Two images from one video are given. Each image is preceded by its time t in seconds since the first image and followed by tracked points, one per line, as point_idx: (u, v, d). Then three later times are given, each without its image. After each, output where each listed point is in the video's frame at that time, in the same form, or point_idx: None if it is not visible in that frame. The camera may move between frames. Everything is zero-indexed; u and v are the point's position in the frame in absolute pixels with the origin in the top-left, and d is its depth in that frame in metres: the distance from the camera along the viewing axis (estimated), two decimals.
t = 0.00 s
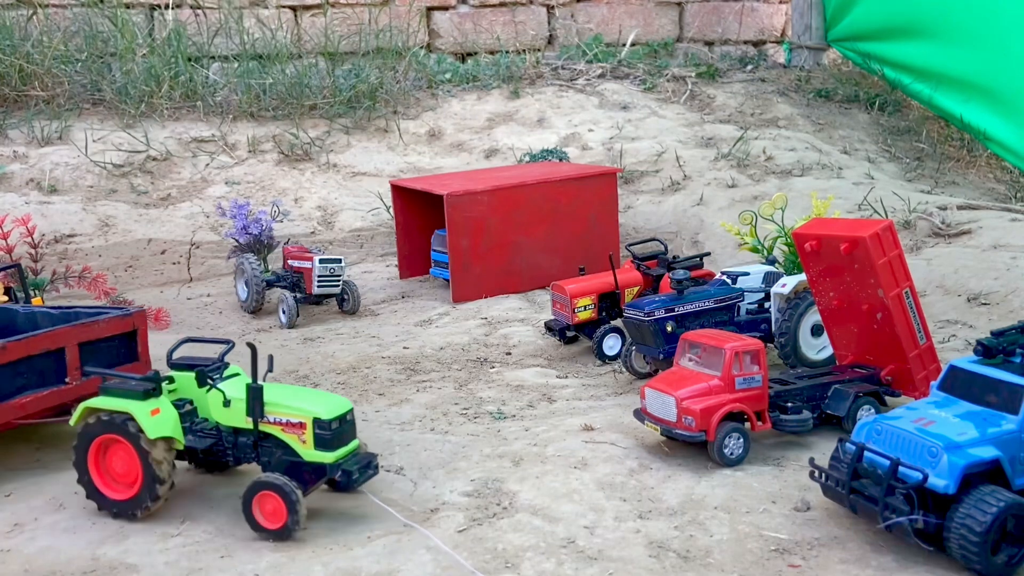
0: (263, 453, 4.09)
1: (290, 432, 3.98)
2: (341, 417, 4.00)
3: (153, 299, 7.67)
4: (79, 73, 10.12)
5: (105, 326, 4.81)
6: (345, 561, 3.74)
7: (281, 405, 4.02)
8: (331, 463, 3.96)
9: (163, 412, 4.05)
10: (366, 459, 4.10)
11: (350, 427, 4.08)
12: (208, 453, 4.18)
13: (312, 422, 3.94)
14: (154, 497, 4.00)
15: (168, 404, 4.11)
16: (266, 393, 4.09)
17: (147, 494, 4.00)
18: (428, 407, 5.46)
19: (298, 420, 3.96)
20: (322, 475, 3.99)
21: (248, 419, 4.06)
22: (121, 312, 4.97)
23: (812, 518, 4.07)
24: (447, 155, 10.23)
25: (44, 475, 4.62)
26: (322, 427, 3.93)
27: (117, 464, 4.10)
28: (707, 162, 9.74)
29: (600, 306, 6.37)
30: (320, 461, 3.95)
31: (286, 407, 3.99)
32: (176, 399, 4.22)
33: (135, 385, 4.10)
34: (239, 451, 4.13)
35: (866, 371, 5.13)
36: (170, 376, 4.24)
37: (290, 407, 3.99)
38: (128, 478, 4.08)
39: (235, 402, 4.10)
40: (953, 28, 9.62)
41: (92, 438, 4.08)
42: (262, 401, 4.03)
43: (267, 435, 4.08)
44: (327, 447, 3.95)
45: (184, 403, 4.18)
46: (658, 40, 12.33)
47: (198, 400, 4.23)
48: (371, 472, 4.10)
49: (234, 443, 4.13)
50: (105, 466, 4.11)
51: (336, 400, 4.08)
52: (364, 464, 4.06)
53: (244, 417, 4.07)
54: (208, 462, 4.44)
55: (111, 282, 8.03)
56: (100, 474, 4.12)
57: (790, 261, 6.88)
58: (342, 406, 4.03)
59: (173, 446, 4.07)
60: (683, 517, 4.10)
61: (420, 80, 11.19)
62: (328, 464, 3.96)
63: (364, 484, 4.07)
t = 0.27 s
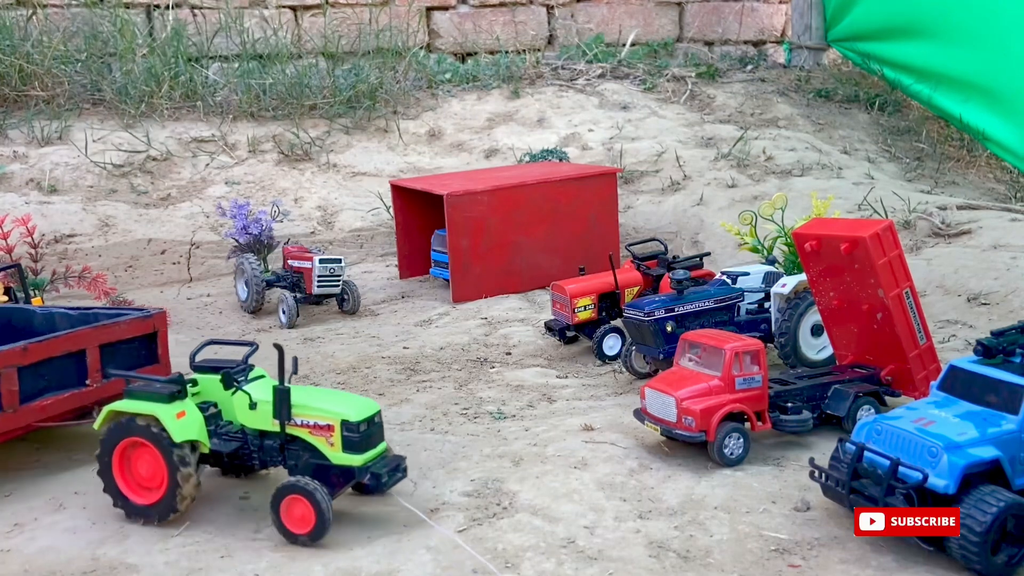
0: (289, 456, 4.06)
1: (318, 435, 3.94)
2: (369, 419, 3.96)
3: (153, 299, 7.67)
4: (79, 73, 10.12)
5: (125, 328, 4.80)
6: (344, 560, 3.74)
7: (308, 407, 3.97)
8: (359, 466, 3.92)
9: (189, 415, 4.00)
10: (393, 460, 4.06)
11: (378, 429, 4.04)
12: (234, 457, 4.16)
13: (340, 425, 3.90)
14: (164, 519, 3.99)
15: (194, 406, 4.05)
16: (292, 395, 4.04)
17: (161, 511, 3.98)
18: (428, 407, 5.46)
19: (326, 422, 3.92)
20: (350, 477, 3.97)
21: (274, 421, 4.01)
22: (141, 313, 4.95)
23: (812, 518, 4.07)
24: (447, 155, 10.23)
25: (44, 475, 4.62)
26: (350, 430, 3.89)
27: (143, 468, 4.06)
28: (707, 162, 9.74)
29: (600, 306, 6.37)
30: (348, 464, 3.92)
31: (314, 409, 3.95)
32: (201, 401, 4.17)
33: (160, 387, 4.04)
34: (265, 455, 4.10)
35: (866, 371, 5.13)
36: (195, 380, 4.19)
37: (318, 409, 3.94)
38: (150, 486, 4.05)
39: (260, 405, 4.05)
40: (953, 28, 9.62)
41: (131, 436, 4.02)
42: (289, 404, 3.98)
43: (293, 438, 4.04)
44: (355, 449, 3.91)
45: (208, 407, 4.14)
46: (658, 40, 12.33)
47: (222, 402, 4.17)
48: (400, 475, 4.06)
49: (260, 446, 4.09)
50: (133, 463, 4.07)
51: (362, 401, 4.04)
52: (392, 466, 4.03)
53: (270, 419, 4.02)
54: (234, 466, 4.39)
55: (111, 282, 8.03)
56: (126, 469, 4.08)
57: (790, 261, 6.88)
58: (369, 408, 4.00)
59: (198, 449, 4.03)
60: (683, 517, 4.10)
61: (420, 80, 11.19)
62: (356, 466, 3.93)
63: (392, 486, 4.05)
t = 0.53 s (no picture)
0: (313, 460, 3.99)
1: (344, 438, 3.87)
2: (396, 422, 3.87)
3: (153, 299, 7.66)
4: (79, 73, 10.12)
5: (146, 331, 4.77)
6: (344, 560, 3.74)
7: (334, 409, 3.89)
8: (386, 469, 3.84)
9: (213, 419, 3.93)
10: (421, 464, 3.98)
11: (405, 432, 3.96)
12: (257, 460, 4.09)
13: (367, 427, 3.82)
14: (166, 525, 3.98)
15: (217, 410, 3.99)
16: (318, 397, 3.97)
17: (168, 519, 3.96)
18: (427, 407, 5.46)
19: (353, 425, 3.84)
20: (377, 481, 3.89)
21: (299, 424, 3.94)
22: (162, 316, 4.93)
23: (812, 518, 4.07)
24: (447, 155, 10.23)
25: (44, 475, 4.62)
26: (376, 433, 3.81)
27: (167, 470, 3.98)
28: (707, 162, 9.74)
29: (600, 306, 6.37)
30: (375, 467, 3.84)
31: (339, 411, 3.88)
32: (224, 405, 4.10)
33: (183, 391, 3.97)
34: (289, 458, 4.03)
35: (867, 371, 5.13)
36: (217, 383, 4.13)
37: (344, 411, 3.87)
38: (168, 488, 4.00)
39: (285, 407, 3.97)
40: (953, 28, 9.62)
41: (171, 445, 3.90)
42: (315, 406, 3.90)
43: (319, 441, 3.96)
44: (382, 453, 3.83)
45: (232, 410, 4.07)
46: (658, 39, 12.33)
47: (246, 405, 4.10)
48: (427, 478, 3.97)
49: (284, 449, 4.02)
50: (159, 459, 3.98)
51: (389, 403, 3.96)
52: (419, 469, 3.95)
53: (295, 422, 3.94)
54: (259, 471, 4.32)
55: (111, 282, 8.03)
56: (150, 462, 4.00)
57: (790, 261, 6.88)
58: (396, 409, 3.91)
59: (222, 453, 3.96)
60: (683, 517, 4.10)
61: (420, 80, 11.18)
62: (383, 470, 3.85)
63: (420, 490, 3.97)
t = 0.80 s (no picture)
0: (338, 464, 3.92)
1: (369, 442, 3.82)
2: (421, 425, 3.82)
3: (153, 299, 7.66)
4: (79, 73, 10.12)
5: (168, 333, 4.73)
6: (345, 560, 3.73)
7: (359, 413, 3.85)
8: (411, 474, 3.78)
9: (236, 423, 3.86)
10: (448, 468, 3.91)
11: (431, 436, 3.90)
12: (281, 465, 4.03)
13: (392, 431, 3.77)
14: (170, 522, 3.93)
15: (240, 414, 3.92)
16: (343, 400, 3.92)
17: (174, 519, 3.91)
18: (427, 407, 5.46)
19: (378, 429, 3.79)
20: (403, 486, 3.82)
21: (324, 429, 3.90)
22: (183, 319, 4.89)
23: (812, 518, 4.07)
24: (447, 155, 10.23)
25: (45, 475, 4.62)
26: (401, 437, 3.76)
27: (191, 475, 3.90)
28: (707, 162, 9.74)
29: (600, 306, 6.37)
30: (401, 472, 3.78)
31: (364, 416, 3.83)
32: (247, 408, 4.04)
33: (206, 395, 3.90)
34: (314, 462, 3.97)
35: (867, 371, 5.13)
36: (240, 386, 4.06)
37: (368, 415, 3.82)
38: (186, 490, 3.93)
39: (309, 411, 3.94)
40: (953, 28, 9.62)
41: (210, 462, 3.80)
42: (339, 411, 3.86)
43: (343, 446, 3.91)
44: (408, 457, 3.77)
45: (255, 413, 4.01)
46: (658, 40, 12.33)
47: (269, 408, 4.04)
48: (454, 483, 3.91)
49: (309, 453, 3.97)
50: (187, 460, 3.89)
51: (415, 407, 3.91)
52: (446, 474, 3.87)
53: (320, 428, 3.91)
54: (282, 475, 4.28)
55: (110, 282, 8.02)
56: (179, 460, 3.91)
57: (790, 261, 6.88)
58: (422, 414, 3.86)
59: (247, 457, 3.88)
60: (683, 517, 4.10)
61: (420, 80, 11.18)
62: (409, 475, 3.78)
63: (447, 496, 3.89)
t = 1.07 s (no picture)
0: (368, 470, 3.84)
1: (399, 446, 3.73)
2: (451, 428, 3.75)
3: (153, 299, 7.65)
4: (79, 73, 10.11)
5: (191, 337, 4.66)
6: (345, 560, 3.74)
7: (388, 417, 3.77)
8: (443, 478, 3.70)
9: (263, 429, 3.82)
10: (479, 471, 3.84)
11: (462, 438, 3.83)
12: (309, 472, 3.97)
13: (423, 434, 3.69)
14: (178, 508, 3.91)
15: (266, 420, 3.87)
16: (370, 404, 3.85)
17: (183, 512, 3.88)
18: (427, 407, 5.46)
19: (408, 432, 3.71)
20: (435, 490, 3.74)
21: (352, 433, 3.83)
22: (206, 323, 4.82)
23: (812, 518, 4.07)
24: (447, 155, 10.22)
25: (45, 475, 4.62)
26: (432, 440, 3.68)
27: (219, 485, 3.85)
28: (707, 162, 9.74)
29: (600, 306, 6.37)
30: (432, 477, 3.70)
31: (393, 419, 3.75)
32: (272, 414, 4.01)
33: (231, 402, 3.85)
34: (343, 468, 3.90)
35: (867, 370, 5.13)
36: (264, 393, 4.02)
37: (398, 418, 3.74)
38: (207, 493, 3.88)
39: (337, 416, 3.86)
40: (953, 28, 9.62)
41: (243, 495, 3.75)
42: (368, 415, 3.78)
43: (372, 450, 3.83)
44: (439, 461, 3.70)
45: (281, 419, 3.96)
46: (657, 40, 12.33)
47: (295, 413, 4.00)
48: (485, 486, 3.84)
49: (337, 459, 3.90)
50: (220, 471, 3.83)
51: (444, 410, 3.83)
52: (478, 478, 3.81)
53: (348, 432, 3.83)
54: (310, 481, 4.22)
55: (111, 282, 8.02)
56: (213, 467, 3.84)
57: (790, 261, 6.88)
58: (451, 416, 3.78)
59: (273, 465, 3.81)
60: (683, 517, 4.10)
61: (420, 80, 11.18)
62: (440, 479, 3.71)
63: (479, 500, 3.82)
